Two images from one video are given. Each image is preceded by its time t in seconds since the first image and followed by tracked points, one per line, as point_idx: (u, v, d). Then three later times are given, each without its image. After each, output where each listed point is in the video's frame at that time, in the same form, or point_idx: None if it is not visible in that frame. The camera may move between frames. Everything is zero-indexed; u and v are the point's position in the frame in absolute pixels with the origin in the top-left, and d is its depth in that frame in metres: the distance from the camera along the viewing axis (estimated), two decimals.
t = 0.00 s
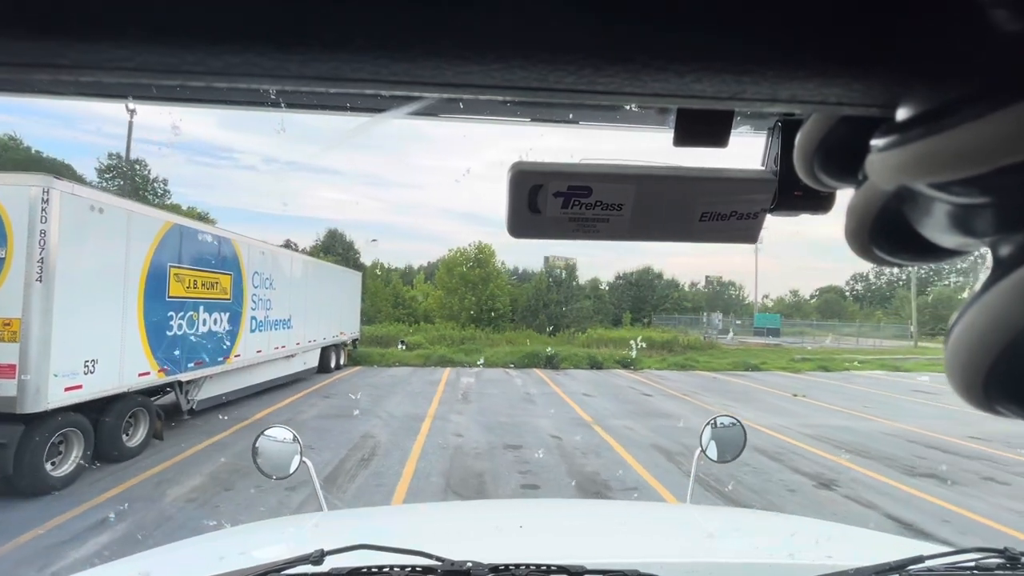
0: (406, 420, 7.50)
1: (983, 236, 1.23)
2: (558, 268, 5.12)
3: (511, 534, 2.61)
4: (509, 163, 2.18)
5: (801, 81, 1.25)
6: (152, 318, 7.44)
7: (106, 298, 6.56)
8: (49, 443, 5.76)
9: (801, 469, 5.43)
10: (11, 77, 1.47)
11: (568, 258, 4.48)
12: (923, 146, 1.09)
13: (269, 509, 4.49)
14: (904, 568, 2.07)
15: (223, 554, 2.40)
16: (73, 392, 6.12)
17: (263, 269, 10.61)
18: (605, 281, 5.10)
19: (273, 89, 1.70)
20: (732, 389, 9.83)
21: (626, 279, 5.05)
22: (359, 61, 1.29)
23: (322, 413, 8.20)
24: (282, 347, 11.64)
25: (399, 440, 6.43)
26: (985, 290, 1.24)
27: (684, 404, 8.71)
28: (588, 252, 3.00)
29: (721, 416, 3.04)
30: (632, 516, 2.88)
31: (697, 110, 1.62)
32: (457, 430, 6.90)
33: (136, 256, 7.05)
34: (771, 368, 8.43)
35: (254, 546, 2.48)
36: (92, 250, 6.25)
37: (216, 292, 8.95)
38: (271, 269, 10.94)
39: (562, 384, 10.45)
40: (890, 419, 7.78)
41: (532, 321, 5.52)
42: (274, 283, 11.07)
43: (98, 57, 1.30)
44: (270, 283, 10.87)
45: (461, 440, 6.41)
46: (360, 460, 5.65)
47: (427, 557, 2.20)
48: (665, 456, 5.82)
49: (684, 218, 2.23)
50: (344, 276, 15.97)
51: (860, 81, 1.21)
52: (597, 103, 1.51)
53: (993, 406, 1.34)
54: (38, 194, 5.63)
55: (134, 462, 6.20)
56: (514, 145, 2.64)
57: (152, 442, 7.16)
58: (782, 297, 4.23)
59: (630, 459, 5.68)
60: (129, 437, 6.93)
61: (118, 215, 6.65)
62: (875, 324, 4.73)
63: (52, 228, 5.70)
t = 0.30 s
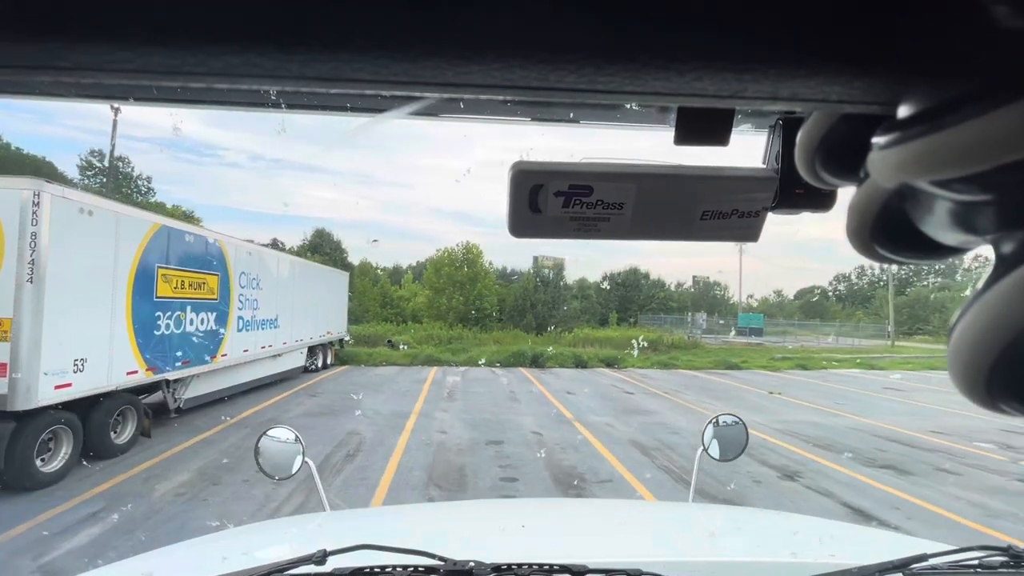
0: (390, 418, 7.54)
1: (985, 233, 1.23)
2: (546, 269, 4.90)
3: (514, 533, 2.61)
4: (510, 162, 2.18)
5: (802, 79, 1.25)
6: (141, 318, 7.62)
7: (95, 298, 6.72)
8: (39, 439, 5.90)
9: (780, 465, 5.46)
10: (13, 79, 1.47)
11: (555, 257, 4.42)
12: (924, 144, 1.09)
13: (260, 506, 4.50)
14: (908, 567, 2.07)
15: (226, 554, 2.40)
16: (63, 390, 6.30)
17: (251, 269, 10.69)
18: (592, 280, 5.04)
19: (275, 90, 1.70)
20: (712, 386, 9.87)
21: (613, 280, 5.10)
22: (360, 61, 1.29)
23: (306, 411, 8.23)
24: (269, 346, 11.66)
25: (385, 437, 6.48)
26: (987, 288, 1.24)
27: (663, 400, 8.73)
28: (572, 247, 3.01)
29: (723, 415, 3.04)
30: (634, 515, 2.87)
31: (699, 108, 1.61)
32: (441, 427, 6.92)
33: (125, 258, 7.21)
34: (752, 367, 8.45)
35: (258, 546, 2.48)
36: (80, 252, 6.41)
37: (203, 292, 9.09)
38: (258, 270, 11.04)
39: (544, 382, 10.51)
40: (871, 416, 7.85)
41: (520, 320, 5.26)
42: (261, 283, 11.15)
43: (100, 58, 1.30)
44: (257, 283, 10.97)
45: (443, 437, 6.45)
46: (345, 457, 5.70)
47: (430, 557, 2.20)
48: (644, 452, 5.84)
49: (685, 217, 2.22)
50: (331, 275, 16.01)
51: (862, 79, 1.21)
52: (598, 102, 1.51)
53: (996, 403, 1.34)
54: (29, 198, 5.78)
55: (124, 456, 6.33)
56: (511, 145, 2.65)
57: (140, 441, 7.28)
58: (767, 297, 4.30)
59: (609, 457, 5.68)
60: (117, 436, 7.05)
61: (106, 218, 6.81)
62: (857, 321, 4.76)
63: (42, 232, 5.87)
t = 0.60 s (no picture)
0: (376, 414, 7.54)
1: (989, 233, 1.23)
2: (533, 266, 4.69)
3: (518, 534, 2.62)
4: (512, 164, 2.18)
5: (804, 79, 1.25)
6: (130, 317, 7.68)
7: (84, 298, 6.79)
8: (31, 434, 6.00)
9: (760, 460, 5.46)
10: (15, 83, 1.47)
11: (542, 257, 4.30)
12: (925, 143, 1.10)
13: (247, 497, 4.57)
14: (913, 567, 2.07)
15: (230, 556, 2.41)
16: (53, 387, 6.39)
17: (238, 269, 10.67)
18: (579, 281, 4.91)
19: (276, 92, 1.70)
20: (692, 382, 9.90)
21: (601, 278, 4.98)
22: (362, 62, 1.29)
23: (295, 408, 8.26)
24: (257, 344, 11.65)
25: (371, 433, 6.48)
26: (991, 288, 1.24)
27: (643, 397, 8.75)
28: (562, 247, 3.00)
29: (726, 416, 3.04)
30: (634, 516, 2.87)
31: (701, 108, 1.61)
32: (426, 423, 6.94)
33: (115, 259, 7.27)
34: (733, 364, 8.46)
35: (261, 548, 2.48)
36: (70, 253, 6.49)
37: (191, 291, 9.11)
38: (246, 269, 11.03)
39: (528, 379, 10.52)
40: (849, 412, 7.89)
41: (508, 319, 5.15)
42: (248, 283, 11.13)
43: (102, 62, 1.31)
44: (244, 282, 10.95)
45: (427, 434, 6.45)
46: (329, 453, 5.71)
47: (432, 558, 2.20)
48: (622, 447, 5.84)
49: (687, 217, 2.22)
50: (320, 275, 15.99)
51: (863, 78, 1.21)
52: (599, 103, 1.51)
53: (1000, 403, 1.34)
54: (20, 200, 5.89)
55: (114, 452, 6.37)
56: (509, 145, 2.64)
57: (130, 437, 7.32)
58: (751, 297, 4.26)
59: (591, 455, 5.67)
60: (106, 431, 7.10)
61: (96, 219, 6.87)
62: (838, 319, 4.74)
63: (33, 233, 5.97)
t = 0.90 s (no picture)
0: (363, 411, 7.54)
1: (994, 238, 1.24)
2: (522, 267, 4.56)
3: (517, 535, 2.62)
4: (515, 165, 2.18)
5: (808, 83, 1.25)
6: (121, 316, 7.70)
7: (75, 298, 6.81)
8: (24, 429, 6.05)
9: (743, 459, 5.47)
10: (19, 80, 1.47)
11: (533, 258, 4.25)
12: (928, 149, 1.11)
13: (237, 490, 4.60)
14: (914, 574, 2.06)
15: (228, 555, 2.41)
16: (46, 383, 6.43)
17: (228, 268, 10.66)
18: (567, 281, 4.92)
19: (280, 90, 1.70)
20: (675, 381, 9.89)
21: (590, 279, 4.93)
22: (367, 62, 1.29)
23: (285, 406, 8.26)
24: (246, 343, 11.62)
25: (358, 429, 6.48)
26: (993, 294, 1.25)
27: (626, 394, 8.78)
28: (555, 248, 3.00)
29: (728, 420, 3.03)
30: (632, 519, 2.86)
31: (705, 111, 1.61)
32: (413, 419, 6.96)
33: (106, 259, 7.28)
34: (716, 363, 8.47)
35: (261, 546, 2.48)
36: (62, 254, 6.50)
37: (182, 291, 9.10)
38: (235, 268, 11.00)
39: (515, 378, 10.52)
40: (828, 409, 7.93)
41: (497, 317, 5.01)
42: (237, 282, 11.11)
43: (106, 60, 1.31)
44: (233, 282, 10.93)
45: (413, 430, 6.46)
46: (317, 448, 5.72)
47: (431, 558, 2.19)
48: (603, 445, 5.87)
49: (691, 221, 2.22)
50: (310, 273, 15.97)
51: (868, 83, 1.21)
52: (603, 105, 1.51)
53: (1003, 409, 1.34)
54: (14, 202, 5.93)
55: (106, 448, 6.41)
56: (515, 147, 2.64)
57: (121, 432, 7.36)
58: (739, 297, 4.24)
59: (571, 449, 5.74)
60: (99, 427, 7.14)
61: (87, 220, 6.88)
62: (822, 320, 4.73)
63: (27, 234, 6.01)
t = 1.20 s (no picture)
0: (355, 408, 7.54)
1: (994, 237, 1.24)
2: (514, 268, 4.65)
3: (518, 535, 2.62)
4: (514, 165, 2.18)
5: (807, 83, 1.25)
6: (119, 315, 7.69)
7: (75, 297, 6.82)
8: (26, 426, 6.07)
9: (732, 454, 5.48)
10: (18, 82, 1.47)
11: (525, 258, 4.23)
12: (928, 148, 1.11)
13: (234, 482, 4.62)
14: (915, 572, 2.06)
15: (229, 555, 2.41)
16: (47, 380, 6.45)
17: (222, 268, 10.64)
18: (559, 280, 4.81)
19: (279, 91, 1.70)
20: (660, 379, 9.90)
21: (582, 279, 4.80)
22: (367, 63, 1.29)
23: (280, 403, 8.27)
24: (240, 343, 11.60)
25: (351, 426, 6.49)
26: (992, 294, 1.25)
27: (616, 391, 8.79)
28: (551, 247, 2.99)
29: (728, 419, 3.03)
30: (632, 518, 2.87)
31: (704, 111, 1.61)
32: (404, 416, 6.98)
33: (105, 259, 7.28)
34: (705, 360, 8.47)
35: (262, 547, 2.49)
36: (63, 254, 6.52)
37: (177, 291, 9.08)
38: (229, 267, 10.99)
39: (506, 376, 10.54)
40: (810, 405, 7.97)
41: (489, 316, 5.14)
42: (232, 282, 11.10)
43: (107, 62, 1.31)
44: (228, 282, 10.92)
45: (404, 426, 6.47)
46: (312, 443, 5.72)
47: (432, 558, 2.19)
48: (592, 440, 5.87)
49: (691, 221, 2.22)
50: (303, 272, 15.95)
51: (868, 82, 1.21)
52: (603, 105, 1.51)
53: (1004, 408, 1.33)
54: (18, 205, 5.98)
55: (104, 445, 6.43)
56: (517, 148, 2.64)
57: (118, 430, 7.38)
58: (728, 297, 4.25)
59: (556, 443, 5.77)
60: (97, 425, 7.16)
61: (87, 221, 6.89)
62: (808, 319, 4.73)
63: (31, 235, 6.05)
